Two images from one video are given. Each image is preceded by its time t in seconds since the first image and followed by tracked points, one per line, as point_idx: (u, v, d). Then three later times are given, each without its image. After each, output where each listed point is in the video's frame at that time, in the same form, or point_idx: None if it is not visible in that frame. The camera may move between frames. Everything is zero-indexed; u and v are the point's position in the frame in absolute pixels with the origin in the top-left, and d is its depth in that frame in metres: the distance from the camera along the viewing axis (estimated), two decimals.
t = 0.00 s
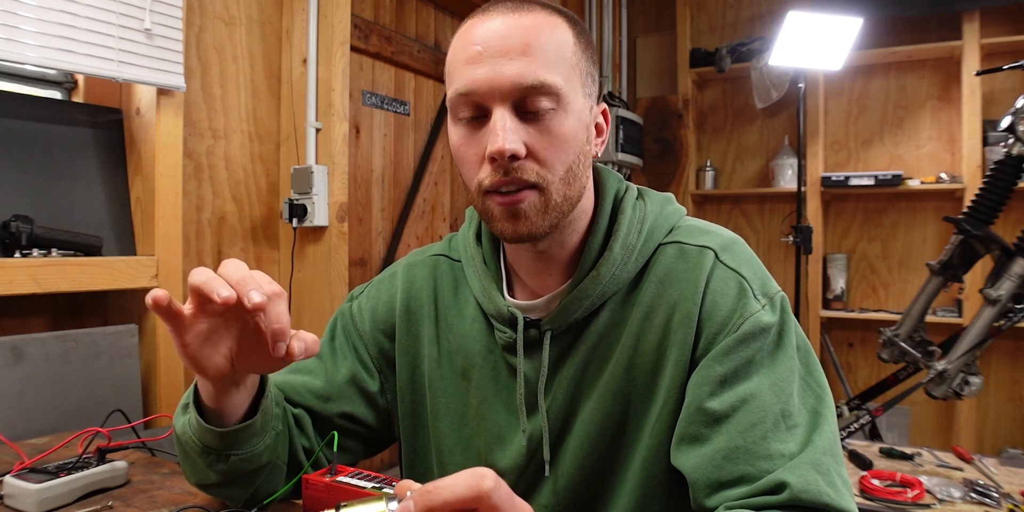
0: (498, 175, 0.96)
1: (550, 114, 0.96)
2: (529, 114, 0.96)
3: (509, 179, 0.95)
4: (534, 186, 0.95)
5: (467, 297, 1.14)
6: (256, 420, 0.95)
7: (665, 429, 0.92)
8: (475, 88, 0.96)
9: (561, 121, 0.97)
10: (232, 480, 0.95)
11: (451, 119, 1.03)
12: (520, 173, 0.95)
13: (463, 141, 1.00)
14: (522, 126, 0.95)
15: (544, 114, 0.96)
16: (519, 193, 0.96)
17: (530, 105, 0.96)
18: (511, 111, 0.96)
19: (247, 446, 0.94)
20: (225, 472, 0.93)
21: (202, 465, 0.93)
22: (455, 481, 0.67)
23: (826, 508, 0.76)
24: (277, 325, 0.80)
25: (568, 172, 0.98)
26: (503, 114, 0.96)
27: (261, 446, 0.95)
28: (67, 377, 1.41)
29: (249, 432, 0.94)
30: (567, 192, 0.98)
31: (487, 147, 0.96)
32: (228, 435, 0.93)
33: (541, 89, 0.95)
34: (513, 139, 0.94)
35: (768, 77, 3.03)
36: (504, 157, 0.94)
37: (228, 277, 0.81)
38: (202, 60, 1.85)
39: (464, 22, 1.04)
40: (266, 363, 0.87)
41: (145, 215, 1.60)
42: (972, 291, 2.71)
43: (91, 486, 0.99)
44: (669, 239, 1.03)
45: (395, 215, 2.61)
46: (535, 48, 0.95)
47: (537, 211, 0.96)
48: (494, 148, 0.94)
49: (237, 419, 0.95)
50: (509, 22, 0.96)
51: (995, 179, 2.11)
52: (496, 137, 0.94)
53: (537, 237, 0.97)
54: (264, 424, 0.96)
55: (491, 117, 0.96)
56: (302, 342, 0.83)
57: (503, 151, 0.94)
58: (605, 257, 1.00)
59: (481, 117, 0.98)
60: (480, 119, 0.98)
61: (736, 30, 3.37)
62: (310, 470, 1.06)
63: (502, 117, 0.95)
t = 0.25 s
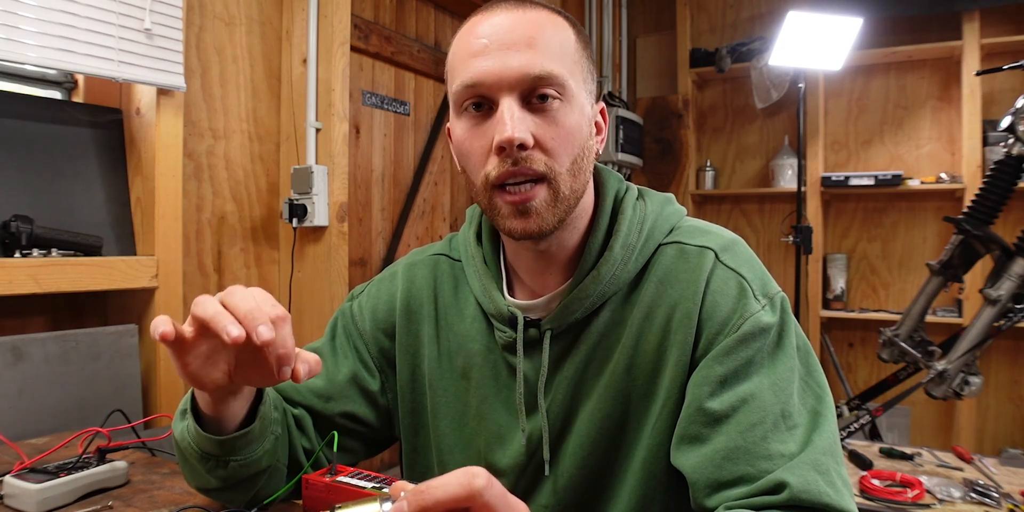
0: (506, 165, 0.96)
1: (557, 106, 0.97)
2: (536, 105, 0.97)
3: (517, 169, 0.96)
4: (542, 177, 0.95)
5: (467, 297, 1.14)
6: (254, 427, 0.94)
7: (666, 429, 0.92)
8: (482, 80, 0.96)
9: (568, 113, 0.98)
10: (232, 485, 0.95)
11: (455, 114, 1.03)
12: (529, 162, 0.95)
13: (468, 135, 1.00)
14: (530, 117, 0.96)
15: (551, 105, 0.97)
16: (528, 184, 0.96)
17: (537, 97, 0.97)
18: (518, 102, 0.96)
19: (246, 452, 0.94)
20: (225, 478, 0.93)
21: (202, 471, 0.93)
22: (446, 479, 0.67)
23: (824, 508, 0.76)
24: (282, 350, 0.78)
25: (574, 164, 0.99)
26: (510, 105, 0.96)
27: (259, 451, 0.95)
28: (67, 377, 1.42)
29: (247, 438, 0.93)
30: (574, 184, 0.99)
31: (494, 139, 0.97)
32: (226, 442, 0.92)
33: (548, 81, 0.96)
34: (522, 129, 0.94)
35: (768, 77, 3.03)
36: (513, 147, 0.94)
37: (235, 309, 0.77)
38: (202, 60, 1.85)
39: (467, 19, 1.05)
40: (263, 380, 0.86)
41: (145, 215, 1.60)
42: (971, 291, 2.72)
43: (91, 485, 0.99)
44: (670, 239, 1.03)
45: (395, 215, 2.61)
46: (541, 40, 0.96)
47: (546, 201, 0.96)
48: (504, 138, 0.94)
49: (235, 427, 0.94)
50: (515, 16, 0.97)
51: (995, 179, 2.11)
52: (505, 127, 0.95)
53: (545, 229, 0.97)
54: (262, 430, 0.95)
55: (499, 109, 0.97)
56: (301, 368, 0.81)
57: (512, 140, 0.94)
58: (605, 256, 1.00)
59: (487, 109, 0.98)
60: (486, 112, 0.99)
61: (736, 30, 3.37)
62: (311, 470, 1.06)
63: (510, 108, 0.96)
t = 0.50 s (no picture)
0: (506, 163, 0.96)
1: (561, 106, 0.97)
2: (540, 105, 0.97)
3: (517, 167, 0.96)
4: (542, 176, 0.96)
5: (466, 295, 1.14)
6: (256, 430, 0.93)
7: (667, 431, 0.92)
8: (488, 77, 0.96)
9: (571, 114, 0.98)
10: (232, 486, 0.94)
11: (459, 109, 1.03)
12: (530, 162, 0.96)
13: (471, 131, 1.01)
14: (533, 116, 0.96)
15: (555, 106, 0.97)
16: (526, 182, 0.96)
17: (542, 97, 0.97)
18: (522, 101, 0.97)
19: (248, 454, 0.93)
20: (225, 479, 0.92)
21: (203, 471, 0.92)
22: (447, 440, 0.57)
23: None
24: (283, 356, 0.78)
25: (575, 165, 0.99)
26: (515, 103, 0.96)
27: (261, 454, 0.94)
28: (67, 377, 1.42)
29: (249, 440, 0.92)
30: (574, 184, 0.99)
31: (497, 136, 0.97)
32: (228, 443, 0.91)
33: (553, 81, 0.96)
34: (524, 128, 0.95)
35: (768, 77, 3.03)
36: (515, 145, 0.95)
37: (231, 321, 0.76)
38: (202, 60, 1.85)
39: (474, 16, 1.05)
40: (265, 384, 0.86)
41: (145, 215, 1.60)
42: (972, 291, 2.72)
43: (91, 486, 0.99)
44: (671, 241, 1.03)
45: (395, 215, 2.61)
46: (549, 41, 0.96)
47: (545, 200, 0.96)
48: (506, 136, 0.95)
49: (237, 428, 0.93)
50: (523, 16, 0.97)
51: (995, 179, 2.11)
52: (508, 125, 0.95)
53: (543, 228, 0.97)
54: (265, 432, 0.94)
55: (503, 106, 0.97)
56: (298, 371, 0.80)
57: (515, 139, 0.94)
58: (605, 257, 1.00)
59: (492, 107, 0.99)
60: (490, 109, 0.99)
61: (736, 30, 3.37)
62: (311, 470, 1.05)
63: (514, 106, 0.96)
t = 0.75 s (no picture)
0: (504, 155, 0.96)
1: (559, 101, 0.97)
2: (538, 99, 0.97)
3: (515, 159, 0.96)
4: (540, 169, 0.95)
5: (467, 295, 1.14)
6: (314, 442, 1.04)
7: (668, 440, 0.92)
8: (487, 70, 0.97)
9: (569, 109, 0.98)
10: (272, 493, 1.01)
11: (458, 104, 1.03)
12: (528, 154, 0.95)
13: (469, 125, 1.01)
14: (531, 109, 0.96)
15: (553, 100, 0.97)
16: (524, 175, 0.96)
17: (540, 91, 0.97)
18: (520, 94, 0.97)
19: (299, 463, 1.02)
20: (274, 486, 1.01)
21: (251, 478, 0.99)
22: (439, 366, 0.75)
23: None
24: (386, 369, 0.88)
25: (572, 160, 0.98)
26: (512, 96, 0.96)
27: (307, 463, 1.04)
28: (67, 377, 1.42)
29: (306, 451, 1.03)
30: (572, 179, 0.98)
31: (495, 129, 0.97)
32: (290, 453, 1.00)
33: (551, 75, 0.96)
34: (522, 120, 0.94)
35: (768, 77, 3.03)
36: (513, 137, 0.94)
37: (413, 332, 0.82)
38: (202, 60, 1.85)
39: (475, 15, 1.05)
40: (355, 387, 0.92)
41: (145, 215, 1.60)
42: (972, 291, 2.72)
43: (91, 486, 0.99)
44: (673, 249, 1.03)
45: (395, 215, 2.61)
46: (547, 37, 0.97)
47: (542, 193, 0.96)
48: (504, 127, 0.95)
49: (298, 439, 1.02)
50: (523, 13, 0.98)
51: (995, 179, 2.11)
52: (506, 117, 0.95)
53: (541, 223, 0.97)
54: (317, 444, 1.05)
55: (501, 100, 0.97)
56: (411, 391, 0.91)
57: (512, 131, 0.94)
58: (605, 260, 1.00)
59: (490, 100, 0.98)
60: (488, 103, 0.99)
61: (736, 30, 3.37)
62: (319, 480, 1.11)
63: (512, 99, 0.96)
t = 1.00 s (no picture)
0: (503, 163, 0.96)
1: (557, 106, 0.97)
2: (536, 104, 0.97)
3: (513, 167, 0.95)
4: (539, 176, 0.95)
5: (466, 296, 1.14)
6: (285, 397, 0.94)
7: (668, 438, 0.92)
8: (483, 77, 0.96)
9: (567, 114, 0.98)
10: (251, 462, 0.95)
11: (454, 109, 1.02)
12: (526, 161, 0.95)
13: (467, 132, 1.00)
14: (529, 115, 0.96)
15: (551, 105, 0.97)
16: (523, 182, 0.96)
17: (537, 96, 0.97)
18: (518, 101, 0.96)
19: (271, 426, 0.95)
20: (247, 452, 0.94)
21: (224, 445, 0.94)
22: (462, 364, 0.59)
23: None
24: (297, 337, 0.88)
25: (571, 165, 0.98)
26: (510, 102, 0.96)
27: (281, 427, 0.96)
28: (67, 377, 1.42)
29: (276, 410, 0.94)
30: (570, 184, 0.99)
31: (493, 136, 0.96)
32: (257, 413, 0.93)
33: (548, 80, 0.96)
34: (520, 127, 0.94)
35: (768, 77, 3.03)
36: (511, 145, 0.94)
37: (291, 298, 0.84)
38: (202, 60, 1.85)
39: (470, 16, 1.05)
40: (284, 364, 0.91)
41: (144, 215, 1.60)
42: (972, 291, 2.72)
43: (91, 486, 0.99)
44: (673, 248, 1.03)
45: (395, 215, 2.61)
46: (543, 41, 0.97)
47: (542, 201, 0.96)
48: (502, 136, 0.94)
49: (267, 395, 0.93)
50: (519, 16, 0.97)
51: (995, 179, 2.11)
52: (504, 125, 0.95)
53: (540, 229, 0.97)
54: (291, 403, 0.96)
55: (498, 107, 0.97)
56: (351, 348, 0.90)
57: (510, 139, 0.94)
58: (605, 262, 1.00)
59: (487, 107, 0.98)
60: (485, 109, 0.98)
61: (736, 30, 3.37)
62: (315, 468, 1.07)
63: (509, 105, 0.96)
